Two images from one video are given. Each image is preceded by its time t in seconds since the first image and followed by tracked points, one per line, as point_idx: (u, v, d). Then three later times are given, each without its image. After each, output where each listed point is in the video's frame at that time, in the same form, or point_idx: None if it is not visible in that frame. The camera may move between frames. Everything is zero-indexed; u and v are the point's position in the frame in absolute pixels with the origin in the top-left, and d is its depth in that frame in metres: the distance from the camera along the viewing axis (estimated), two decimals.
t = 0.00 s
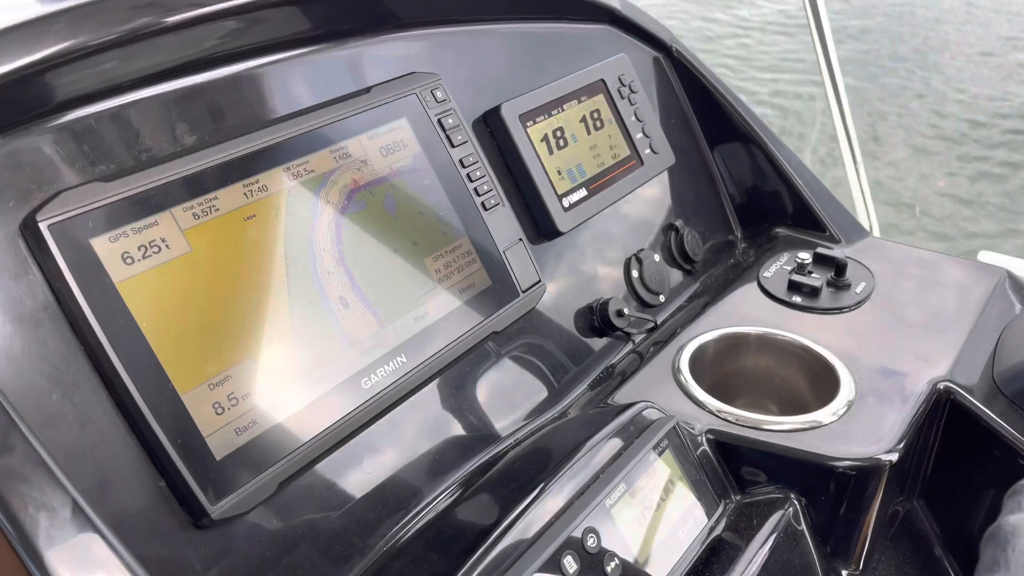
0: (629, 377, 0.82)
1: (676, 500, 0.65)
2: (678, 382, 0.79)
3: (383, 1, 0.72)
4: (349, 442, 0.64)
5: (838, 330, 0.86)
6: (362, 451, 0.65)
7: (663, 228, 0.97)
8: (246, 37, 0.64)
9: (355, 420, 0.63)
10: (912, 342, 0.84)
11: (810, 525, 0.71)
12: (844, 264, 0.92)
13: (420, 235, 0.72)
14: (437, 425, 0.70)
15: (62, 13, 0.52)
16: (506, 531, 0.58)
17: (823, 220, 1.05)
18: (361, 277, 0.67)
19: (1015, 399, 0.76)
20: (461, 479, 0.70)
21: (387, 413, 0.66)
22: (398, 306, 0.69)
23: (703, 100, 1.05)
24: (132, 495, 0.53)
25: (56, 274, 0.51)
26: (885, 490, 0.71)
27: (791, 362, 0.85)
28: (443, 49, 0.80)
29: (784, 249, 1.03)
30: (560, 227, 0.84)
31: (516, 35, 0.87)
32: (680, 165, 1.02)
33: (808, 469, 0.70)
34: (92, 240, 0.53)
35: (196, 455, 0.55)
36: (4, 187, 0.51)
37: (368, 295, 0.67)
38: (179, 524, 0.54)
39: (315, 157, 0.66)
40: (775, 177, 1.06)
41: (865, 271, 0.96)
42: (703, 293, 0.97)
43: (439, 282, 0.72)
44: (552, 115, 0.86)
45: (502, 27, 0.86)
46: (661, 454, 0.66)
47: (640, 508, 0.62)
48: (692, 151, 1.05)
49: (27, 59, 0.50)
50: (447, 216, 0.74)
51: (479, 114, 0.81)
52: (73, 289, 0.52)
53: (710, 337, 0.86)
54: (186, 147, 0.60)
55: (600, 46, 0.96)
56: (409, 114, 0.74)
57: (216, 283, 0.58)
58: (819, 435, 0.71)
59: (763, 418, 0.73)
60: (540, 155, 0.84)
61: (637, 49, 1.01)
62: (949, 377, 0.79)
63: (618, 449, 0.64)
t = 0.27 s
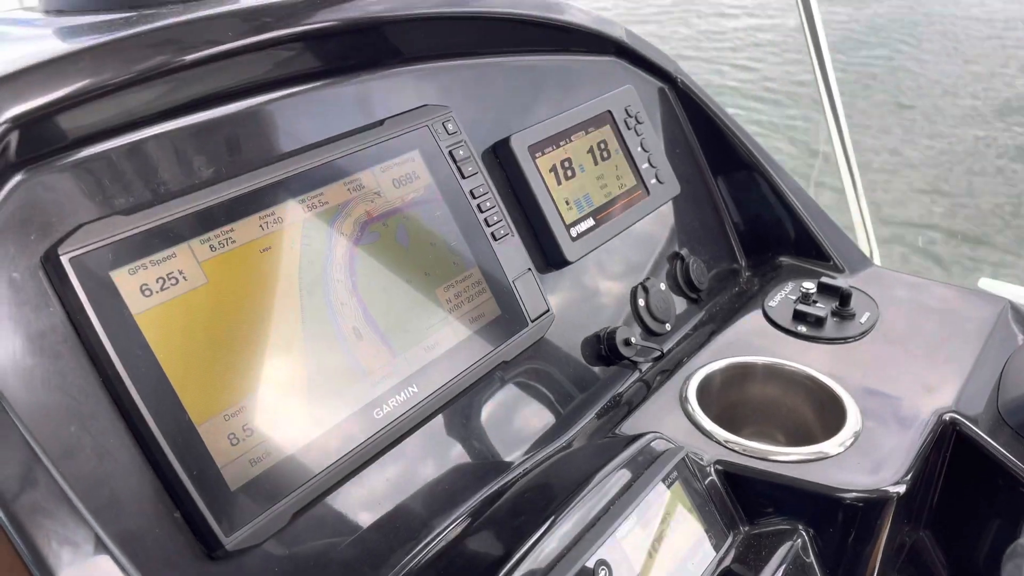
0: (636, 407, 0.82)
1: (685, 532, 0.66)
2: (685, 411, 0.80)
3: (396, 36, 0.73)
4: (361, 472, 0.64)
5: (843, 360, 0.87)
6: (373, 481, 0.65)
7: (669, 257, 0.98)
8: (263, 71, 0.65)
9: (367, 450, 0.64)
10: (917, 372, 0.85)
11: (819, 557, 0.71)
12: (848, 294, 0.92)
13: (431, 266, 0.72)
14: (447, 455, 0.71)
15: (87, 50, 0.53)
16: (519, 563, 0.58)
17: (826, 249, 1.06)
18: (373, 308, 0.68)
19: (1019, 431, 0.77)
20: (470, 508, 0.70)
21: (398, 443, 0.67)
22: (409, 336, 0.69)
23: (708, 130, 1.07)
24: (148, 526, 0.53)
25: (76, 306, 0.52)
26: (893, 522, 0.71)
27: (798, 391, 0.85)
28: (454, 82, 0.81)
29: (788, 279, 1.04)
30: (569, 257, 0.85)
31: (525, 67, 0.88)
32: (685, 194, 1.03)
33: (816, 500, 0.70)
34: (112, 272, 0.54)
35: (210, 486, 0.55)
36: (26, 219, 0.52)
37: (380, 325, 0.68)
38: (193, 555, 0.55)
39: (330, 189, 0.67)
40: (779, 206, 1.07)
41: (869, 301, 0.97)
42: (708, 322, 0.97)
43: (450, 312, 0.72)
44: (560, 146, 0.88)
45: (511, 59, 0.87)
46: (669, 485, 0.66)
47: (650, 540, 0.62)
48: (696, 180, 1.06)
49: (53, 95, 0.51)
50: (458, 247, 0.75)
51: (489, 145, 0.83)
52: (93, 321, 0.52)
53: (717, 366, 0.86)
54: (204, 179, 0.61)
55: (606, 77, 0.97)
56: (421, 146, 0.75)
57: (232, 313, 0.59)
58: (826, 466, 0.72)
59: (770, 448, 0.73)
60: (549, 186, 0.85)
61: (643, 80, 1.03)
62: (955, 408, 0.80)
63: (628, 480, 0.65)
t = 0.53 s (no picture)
0: (648, 443, 0.82)
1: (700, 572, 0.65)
2: (696, 447, 0.80)
3: (413, 78, 0.75)
4: (376, 510, 0.65)
5: (851, 397, 0.87)
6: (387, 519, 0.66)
7: (677, 291, 0.99)
8: (286, 114, 0.66)
9: (382, 489, 0.64)
10: (926, 409, 0.85)
11: None
12: (856, 329, 0.93)
13: (447, 304, 0.73)
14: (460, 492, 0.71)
15: (116, 97, 0.54)
16: None
17: (832, 283, 1.07)
18: (390, 346, 0.68)
19: None
20: (483, 546, 0.70)
21: (413, 481, 0.67)
22: (425, 374, 0.70)
23: (716, 165, 1.08)
24: (168, 566, 0.53)
25: (102, 348, 0.53)
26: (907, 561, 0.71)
27: (808, 427, 0.86)
28: (469, 120, 0.83)
29: (796, 313, 1.04)
30: (580, 292, 0.86)
31: (537, 106, 0.90)
32: (693, 229, 1.04)
33: (828, 539, 0.70)
34: (137, 314, 0.55)
35: (229, 526, 0.56)
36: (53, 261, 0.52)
37: (397, 363, 0.68)
38: None
39: (348, 228, 0.68)
40: (788, 241, 1.08)
41: (877, 336, 0.97)
42: (716, 356, 0.98)
43: (464, 349, 0.73)
44: (572, 183, 0.89)
45: (523, 98, 0.88)
46: (683, 524, 0.66)
47: None
48: (704, 215, 1.07)
49: (75, 146, 0.51)
50: (473, 284, 0.76)
51: (502, 183, 0.84)
52: (117, 362, 0.53)
53: (727, 403, 0.87)
54: (226, 220, 0.62)
55: (616, 114, 0.99)
56: (437, 185, 0.76)
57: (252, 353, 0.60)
58: (838, 505, 0.73)
59: (782, 486, 0.74)
60: (561, 222, 0.86)
61: (652, 116, 1.04)
62: (964, 446, 0.80)
63: (642, 521, 0.65)
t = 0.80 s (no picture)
0: (656, 484, 0.83)
1: None
2: (703, 487, 0.81)
3: (426, 122, 0.76)
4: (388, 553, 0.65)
5: (857, 436, 0.88)
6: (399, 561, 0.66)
7: (684, 328, 1.00)
8: (303, 160, 0.67)
9: (395, 531, 0.65)
10: (931, 449, 0.86)
11: None
12: (861, 369, 0.94)
13: (458, 345, 0.74)
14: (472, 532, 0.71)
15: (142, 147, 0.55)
16: None
17: (837, 321, 1.08)
18: (402, 388, 0.69)
19: None
20: None
21: (425, 522, 0.68)
22: (436, 415, 0.71)
23: (721, 204, 1.09)
24: None
25: (123, 392, 0.54)
26: None
27: (815, 467, 0.86)
28: (481, 162, 0.85)
29: (801, 351, 1.05)
30: (588, 330, 0.87)
31: (546, 147, 0.91)
32: (699, 267, 1.06)
33: None
34: (158, 359, 0.55)
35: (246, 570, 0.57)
36: (79, 307, 0.53)
37: (409, 405, 0.69)
38: None
39: (363, 271, 0.69)
40: (792, 279, 1.09)
41: (882, 375, 0.98)
42: (721, 393, 0.98)
43: (476, 390, 0.74)
44: (580, 223, 0.91)
45: (533, 140, 0.90)
46: (693, 567, 0.66)
47: None
48: (709, 253, 1.09)
49: (100, 197, 0.53)
50: (485, 325, 0.77)
51: (512, 222, 0.86)
52: (138, 406, 0.54)
53: (734, 442, 0.88)
54: (244, 264, 0.63)
55: (623, 155, 1.00)
56: (449, 227, 0.77)
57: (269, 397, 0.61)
58: (845, 547, 0.73)
59: (789, 528, 0.75)
60: (569, 261, 0.88)
61: (658, 156, 1.06)
62: (969, 486, 0.81)
63: (653, 563, 0.65)
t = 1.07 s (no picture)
0: (662, 526, 0.84)
1: None
2: (710, 531, 0.82)
3: (440, 171, 0.79)
4: None
5: (861, 479, 0.89)
6: None
7: (689, 370, 1.02)
8: (321, 210, 0.69)
9: None
10: (934, 493, 0.87)
11: None
12: (864, 412, 0.96)
13: (469, 391, 0.76)
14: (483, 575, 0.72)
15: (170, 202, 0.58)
16: None
17: (839, 363, 1.09)
18: (414, 434, 0.71)
19: None
20: None
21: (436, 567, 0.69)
22: (448, 460, 0.72)
23: (725, 247, 1.11)
24: None
25: (148, 441, 0.55)
26: None
27: (820, 511, 0.87)
28: (491, 208, 0.87)
29: (804, 393, 1.07)
30: (595, 374, 0.89)
31: (554, 193, 0.94)
32: (703, 309, 1.08)
33: None
34: (182, 408, 0.57)
35: None
36: (106, 355, 0.55)
37: (420, 451, 0.71)
38: None
39: (378, 319, 0.71)
40: (794, 321, 1.11)
41: (884, 419, 0.99)
42: (726, 436, 1.00)
43: (486, 435, 0.75)
44: (588, 267, 0.92)
45: (541, 186, 0.92)
46: None
47: None
48: (713, 295, 1.10)
49: (127, 254, 0.55)
50: (495, 370, 0.78)
51: (521, 268, 0.88)
52: (162, 454, 0.55)
53: (739, 485, 0.89)
54: (263, 312, 0.65)
55: (629, 199, 1.03)
56: (462, 274, 0.79)
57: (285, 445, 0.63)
58: None
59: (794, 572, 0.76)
60: (577, 306, 0.90)
61: (663, 201, 1.08)
62: (972, 531, 0.82)
63: None
